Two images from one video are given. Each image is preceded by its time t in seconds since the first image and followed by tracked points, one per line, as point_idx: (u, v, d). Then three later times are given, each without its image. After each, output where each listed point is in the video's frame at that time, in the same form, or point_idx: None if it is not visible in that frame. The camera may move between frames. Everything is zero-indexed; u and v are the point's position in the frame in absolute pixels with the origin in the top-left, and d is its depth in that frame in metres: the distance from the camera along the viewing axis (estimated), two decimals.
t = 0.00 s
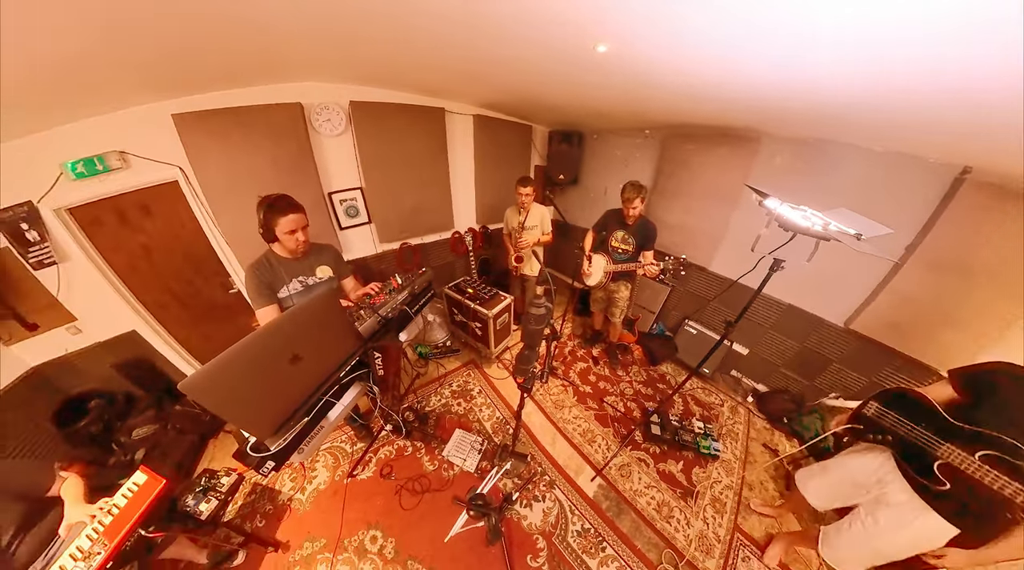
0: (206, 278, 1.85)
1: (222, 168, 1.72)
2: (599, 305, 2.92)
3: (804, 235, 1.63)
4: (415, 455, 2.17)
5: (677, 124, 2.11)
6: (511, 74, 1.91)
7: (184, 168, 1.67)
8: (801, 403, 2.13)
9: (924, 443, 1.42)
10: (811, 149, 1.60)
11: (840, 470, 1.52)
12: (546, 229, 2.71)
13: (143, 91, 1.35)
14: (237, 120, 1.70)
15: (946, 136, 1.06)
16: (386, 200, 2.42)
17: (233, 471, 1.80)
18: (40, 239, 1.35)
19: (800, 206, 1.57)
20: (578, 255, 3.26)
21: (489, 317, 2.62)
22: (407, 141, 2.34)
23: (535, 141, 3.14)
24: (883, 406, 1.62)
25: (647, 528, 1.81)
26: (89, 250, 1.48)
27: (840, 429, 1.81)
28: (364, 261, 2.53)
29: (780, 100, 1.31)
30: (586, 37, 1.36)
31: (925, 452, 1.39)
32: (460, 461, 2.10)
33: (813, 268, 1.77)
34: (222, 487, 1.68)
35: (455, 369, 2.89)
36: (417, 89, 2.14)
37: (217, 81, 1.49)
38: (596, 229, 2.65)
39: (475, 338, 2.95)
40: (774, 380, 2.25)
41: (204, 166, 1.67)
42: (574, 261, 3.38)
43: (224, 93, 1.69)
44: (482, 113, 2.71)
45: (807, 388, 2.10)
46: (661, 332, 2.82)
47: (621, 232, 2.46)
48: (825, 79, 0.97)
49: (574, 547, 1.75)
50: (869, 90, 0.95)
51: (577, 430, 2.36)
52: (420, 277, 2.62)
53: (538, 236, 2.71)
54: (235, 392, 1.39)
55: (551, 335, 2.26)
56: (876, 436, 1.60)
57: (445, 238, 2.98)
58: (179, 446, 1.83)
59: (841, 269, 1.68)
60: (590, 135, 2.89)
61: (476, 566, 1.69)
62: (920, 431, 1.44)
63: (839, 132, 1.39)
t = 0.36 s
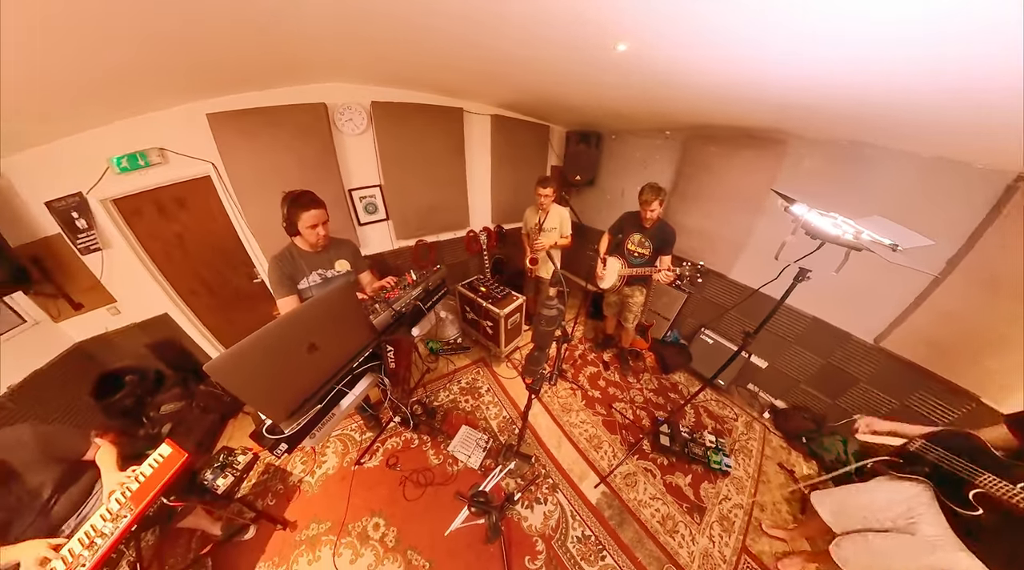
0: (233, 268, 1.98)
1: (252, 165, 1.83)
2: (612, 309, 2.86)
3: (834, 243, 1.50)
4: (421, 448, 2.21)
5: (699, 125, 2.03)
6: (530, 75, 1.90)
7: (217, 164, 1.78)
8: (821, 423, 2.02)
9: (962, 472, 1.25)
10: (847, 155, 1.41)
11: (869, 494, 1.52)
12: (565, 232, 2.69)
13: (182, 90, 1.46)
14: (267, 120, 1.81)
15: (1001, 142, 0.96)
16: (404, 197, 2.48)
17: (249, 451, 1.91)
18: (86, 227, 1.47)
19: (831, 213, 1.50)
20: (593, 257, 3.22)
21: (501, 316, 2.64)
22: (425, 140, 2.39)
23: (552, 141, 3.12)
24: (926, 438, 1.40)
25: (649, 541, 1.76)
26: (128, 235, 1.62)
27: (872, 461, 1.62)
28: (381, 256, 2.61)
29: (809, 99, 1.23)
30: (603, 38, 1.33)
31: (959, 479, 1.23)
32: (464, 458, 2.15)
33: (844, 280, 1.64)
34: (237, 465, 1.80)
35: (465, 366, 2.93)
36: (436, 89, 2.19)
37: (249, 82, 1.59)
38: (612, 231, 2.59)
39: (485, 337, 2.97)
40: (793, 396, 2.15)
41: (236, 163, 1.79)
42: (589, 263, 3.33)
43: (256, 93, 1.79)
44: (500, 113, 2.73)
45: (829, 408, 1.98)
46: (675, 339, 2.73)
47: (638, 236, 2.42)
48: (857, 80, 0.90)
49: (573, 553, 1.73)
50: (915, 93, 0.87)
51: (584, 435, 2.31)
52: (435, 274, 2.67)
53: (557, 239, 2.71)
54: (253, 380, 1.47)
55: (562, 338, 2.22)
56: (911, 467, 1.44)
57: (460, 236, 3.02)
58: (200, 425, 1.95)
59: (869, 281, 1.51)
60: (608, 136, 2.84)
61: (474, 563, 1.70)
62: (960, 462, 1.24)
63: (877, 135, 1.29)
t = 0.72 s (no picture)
0: (259, 258, 2.09)
1: (278, 161, 1.93)
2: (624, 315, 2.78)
3: (866, 254, 1.41)
4: (427, 442, 2.25)
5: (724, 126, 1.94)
6: (548, 75, 1.89)
7: (246, 160, 1.90)
8: (843, 446, 1.88)
9: None
10: (879, 160, 1.38)
11: (906, 535, 1.37)
12: (586, 237, 2.64)
13: (216, 90, 1.56)
14: (293, 118, 1.90)
15: None
16: (421, 195, 2.54)
17: (265, 433, 1.99)
18: (129, 217, 1.65)
19: (863, 221, 1.36)
20: (609, 260, 3.15)
21: (512, 316, 2.64)
22: (443, 139, 2.43)
23: (570, 142, 3.08)
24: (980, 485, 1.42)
25: (651, 554, 1.71)
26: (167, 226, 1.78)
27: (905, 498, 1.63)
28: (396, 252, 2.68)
29: (845, 102, 1.16)
30: (625, 40, 1.31)
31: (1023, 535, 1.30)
32: (469, 454, 2.15)
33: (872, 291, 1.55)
34: (253, 445, 1.89)
35: (475, 364, 2.96)
36: (454, 89, 2.22)
37: (276, 82, 1.67)
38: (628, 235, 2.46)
39: (496, 336, 2.99)
40: (812, 416, 2.01)
41: (264, 159, 1.89)
42: (603, 266, 3.27)
43: (283, 93, 1.89)
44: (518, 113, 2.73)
45: (851, 431, 1.84)
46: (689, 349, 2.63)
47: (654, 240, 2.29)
48: (895, 80, 0.84)
49: (572, 558, 1.71)
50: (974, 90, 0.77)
51: (590, 440, 2.27)
52: (448, 272, 2.71)
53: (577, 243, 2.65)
54: (269, 366, 1.54)
55: (572, 342, 2.18)
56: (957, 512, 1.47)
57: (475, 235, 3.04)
58: (222, 404, 2.06)
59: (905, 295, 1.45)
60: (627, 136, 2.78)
61: (474, 559, 1.72)
62: None
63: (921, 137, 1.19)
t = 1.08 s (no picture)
0: (280, 251, 2.19)
1: (300, 159, 2.01)
2: (637, 320, 2.71)
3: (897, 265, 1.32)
4: (433, 436, 2.29)
5: (747, 128, 1.86)
6: (564, 74, 1.87)
7: (271, 158, 1.99)
8: (865, 469, 1.79)
9: None
10: (920, 167, 1.26)
11: None
12: (603, 242, 2.58)
13: (244, 90, 1.64)
14: (316, 118, 1.98)
15: None
16: (436, 194, 2.57)
17: (279, 417, 2.10)
18: (162, 209, 1.77)
19: (896, 230, 1.29)
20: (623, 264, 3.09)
21: (523, 316, 2.64)
22: (458, 139, 2.45)
23: (587, 142, 3.05)
24: None
25: (652, 566, 1.67)
26: (195, 220, 1.90)
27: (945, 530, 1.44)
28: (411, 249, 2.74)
29: (880, 104, 1.08)
30: (645, 40, 1.29)
31: None
32: (475, 451, 2.16)
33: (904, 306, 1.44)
34: (268, 429, 2.00)
35: (483, 362, 2.98)
36: (471, 89, 2.24)
37: (300, 82, 1.74)
38: (644, 238, 2.39)
39: (506, 335, 3.00)
40: (832, 433, 1.93)
41: (288, 157, 1.98)
42: (617, 269, 3.21)
43: (307, 93, 1.97)
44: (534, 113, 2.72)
45: (874, 453, 1.76)
46: (704, 357, 2.54)
47: (671, 245, 2.22)
48: (938, 79, 0.78)
49: (570, 564, 1.70)
50: None
51: (596, 445, 2.23)
52: (461, 270, 2.74)
53: (594, 247, 2.59)
54: (286, 354, 1.61)
55: (582, 346, 2.15)
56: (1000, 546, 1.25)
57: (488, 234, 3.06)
58: (240, 388, 2.18)
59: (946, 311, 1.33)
60: (644, 137, 2.71)
61: (473, 555, 1.73)
62: None
63: (965, 141, 1.09)
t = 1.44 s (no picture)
0: (303, 244, 2.30)
1: (323, 156, 2.10)
2: (650, 326, 2.63)
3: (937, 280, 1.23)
4: (439, 431, 2.34)
5: (774, 130, 1.77)
6: (582, 74, 1.84)
7: (296, 155, 2.09)
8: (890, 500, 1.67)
9: None
10: (968, 173, 1.15)
11: None
12: (620, 246, 2.52)
13: (272, 90, 1.73)
14: (339, 117, 2.06)
15: None
16: (452, 192, 2.61)
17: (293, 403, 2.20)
18: (195, 203, 1.93)
19: (938, 242, 1.20)
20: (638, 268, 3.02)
21: (534, 317, 2.63)
22: (475, 138, 2.47)
23: (605, 143, 3.00)
24: None
25: None
26: (224, 212, 2.03)
27: None
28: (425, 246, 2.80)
29: (922, 105, 1.00)
30: (668, 46, 1.27)
31: None
32: (480, 448, 2.18)
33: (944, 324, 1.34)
34: (283, 412, 2.10)
35: (492, 361, 2.99)
36: (488, 89, 2.26)
37: (325, 82, 1.82)
38: (662, 243, 2.32)
39: (516, 335, 3.00)
40: (855, 457, 1.81)
41: (312, 154, 2.07)
42: (632, 274, 3.14)
43: (333, 93, 2.06)
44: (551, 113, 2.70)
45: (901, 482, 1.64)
46: (719, 368, 2.44)
47: (689, 251, 2.14)
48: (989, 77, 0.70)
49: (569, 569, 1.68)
50: None
51: (602, 451, 2.19)
52: (475, 269, 2.76)
53: (610, 250, 2.54)
54: (304, 343, 1.69)
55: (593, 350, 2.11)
56: None
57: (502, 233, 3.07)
58: (258, 372, 2.30)
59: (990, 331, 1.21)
60: (665, 138, 2.63)
61: (472, 550, 1.75)
62: None
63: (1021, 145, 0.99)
